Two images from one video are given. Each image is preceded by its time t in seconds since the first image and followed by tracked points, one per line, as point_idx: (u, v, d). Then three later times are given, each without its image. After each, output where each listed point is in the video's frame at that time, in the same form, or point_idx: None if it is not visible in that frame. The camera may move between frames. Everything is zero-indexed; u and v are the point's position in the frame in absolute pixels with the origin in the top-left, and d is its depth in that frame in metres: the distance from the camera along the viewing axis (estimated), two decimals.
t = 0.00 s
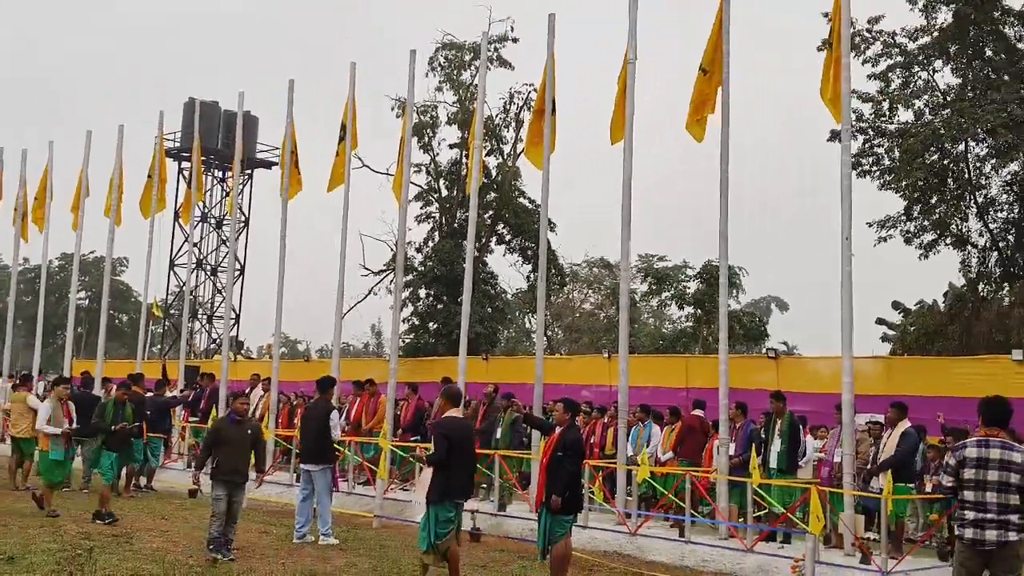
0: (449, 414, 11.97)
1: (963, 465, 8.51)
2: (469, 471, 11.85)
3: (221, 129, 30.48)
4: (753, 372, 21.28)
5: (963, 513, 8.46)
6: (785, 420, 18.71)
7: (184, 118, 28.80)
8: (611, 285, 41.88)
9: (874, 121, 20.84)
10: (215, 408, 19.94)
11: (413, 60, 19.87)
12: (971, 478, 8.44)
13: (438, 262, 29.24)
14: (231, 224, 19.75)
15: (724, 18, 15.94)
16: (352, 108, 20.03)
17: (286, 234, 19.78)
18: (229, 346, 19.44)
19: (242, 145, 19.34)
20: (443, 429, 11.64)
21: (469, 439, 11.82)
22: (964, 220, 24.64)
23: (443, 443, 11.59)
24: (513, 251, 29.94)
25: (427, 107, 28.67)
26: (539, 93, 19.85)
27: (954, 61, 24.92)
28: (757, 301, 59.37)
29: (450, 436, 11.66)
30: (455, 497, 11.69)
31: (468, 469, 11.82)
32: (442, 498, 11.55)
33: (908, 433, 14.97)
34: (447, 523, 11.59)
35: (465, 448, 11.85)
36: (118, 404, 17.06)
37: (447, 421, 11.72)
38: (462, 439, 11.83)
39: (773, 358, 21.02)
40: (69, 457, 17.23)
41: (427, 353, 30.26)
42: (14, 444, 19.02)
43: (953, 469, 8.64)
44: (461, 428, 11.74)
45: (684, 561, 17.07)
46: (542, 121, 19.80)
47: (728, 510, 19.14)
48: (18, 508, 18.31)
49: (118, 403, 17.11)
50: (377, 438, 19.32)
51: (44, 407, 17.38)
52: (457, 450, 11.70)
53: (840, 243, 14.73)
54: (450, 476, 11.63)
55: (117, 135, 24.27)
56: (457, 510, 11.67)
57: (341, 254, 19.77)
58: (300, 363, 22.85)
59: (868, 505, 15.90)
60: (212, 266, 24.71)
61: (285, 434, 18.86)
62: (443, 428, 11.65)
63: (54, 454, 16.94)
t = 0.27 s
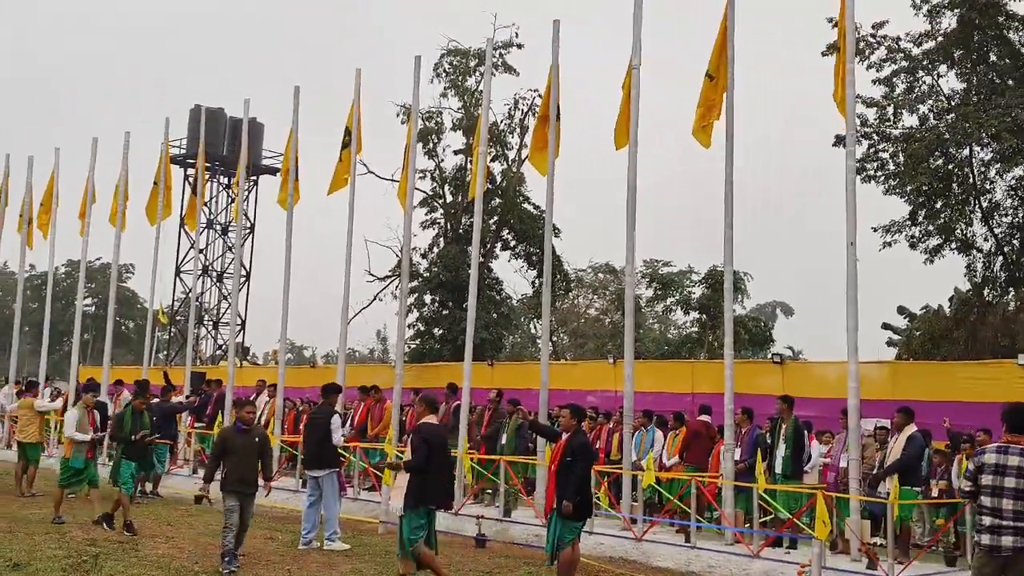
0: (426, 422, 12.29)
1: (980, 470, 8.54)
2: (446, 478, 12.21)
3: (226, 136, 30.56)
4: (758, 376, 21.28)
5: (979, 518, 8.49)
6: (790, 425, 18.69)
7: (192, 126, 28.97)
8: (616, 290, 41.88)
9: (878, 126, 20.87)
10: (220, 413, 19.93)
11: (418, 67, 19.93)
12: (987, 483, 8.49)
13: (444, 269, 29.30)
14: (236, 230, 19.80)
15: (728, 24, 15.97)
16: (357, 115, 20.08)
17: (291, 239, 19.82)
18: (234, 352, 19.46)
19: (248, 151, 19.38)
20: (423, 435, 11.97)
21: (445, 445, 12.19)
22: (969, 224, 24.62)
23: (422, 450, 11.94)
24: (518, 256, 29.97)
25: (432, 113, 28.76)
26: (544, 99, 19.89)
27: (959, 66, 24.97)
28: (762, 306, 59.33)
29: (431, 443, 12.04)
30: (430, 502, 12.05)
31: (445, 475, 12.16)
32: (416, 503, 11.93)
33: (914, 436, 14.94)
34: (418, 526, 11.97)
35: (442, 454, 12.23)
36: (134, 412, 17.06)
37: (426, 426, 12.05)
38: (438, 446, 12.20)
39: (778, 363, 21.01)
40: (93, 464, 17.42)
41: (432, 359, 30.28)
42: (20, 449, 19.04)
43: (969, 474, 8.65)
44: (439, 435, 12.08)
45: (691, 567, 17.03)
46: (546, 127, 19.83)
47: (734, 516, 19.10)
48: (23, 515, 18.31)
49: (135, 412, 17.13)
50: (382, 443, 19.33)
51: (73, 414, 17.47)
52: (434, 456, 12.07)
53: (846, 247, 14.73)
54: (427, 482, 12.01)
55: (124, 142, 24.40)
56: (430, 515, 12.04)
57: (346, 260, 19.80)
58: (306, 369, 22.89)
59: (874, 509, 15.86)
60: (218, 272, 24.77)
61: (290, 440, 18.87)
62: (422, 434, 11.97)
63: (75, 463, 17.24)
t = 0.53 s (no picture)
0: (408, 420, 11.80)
1: (993, 470, 8.57)
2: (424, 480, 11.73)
3: (235, 138, 30.65)
4: (767, 377, 21.26)
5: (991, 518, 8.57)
6: (799, 426, 18.65)
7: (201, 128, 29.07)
8: (624, 291, 41.86)
9: (886, 125, 20.83)
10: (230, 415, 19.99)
11: (425, 68, 19.95)
12: (1000, 483, 8.52)
13: (452, 271, 29.36)
14: (245, 232, 19.84)
15: (736, 24, 15.97)
16: (364, 116, 20.10)
17: (300, 242, 19.86)
18: (244, 355, 19.51)
19: (256, 153, 19.41)
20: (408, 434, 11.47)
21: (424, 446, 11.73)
22: (979, 224, 24.56)
23: (404, 448, 11.42)
24: (526, 258, 30.00)
25: (440, 114, 28.80)
26: (551, 100, 19.89)
27: (967, 66, 24.91)
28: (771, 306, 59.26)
29: (414, 442, 11.52)
30: (407, 502, 11.52)
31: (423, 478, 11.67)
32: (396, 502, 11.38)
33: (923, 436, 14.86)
34: (391, 526, 11.44)
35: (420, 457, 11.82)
36: (158, 412, 15.74)
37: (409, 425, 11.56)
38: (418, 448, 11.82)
39: (787, 363, 20.98)
40: (124, 465, 16.75)
41: (440, 360, 30.31)
42: (31, 451, 19.12)
43: (982, 474, 8.67)
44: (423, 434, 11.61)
45: (700, 568, 17.01)
46: (553, 128, 19.84)
47: (743, 517, 19.09)
48: (34, 517, 18.39)
49: (158, 411, 15.81)
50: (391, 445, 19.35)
51: (105, 414, 16.54)
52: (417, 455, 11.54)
53: (855, 248, 14.71)
54: (407, 481, 11.46)
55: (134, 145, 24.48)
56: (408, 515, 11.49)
57: (355, 261, 19.84)
58: (315, 371, 22.94)
59: (884, 510, 15.84)
60: (226, 274, 24.85)
61: (300, 442, 18.91)
62: (407, 433, 11.48)
63: (108, 464, 16.37)
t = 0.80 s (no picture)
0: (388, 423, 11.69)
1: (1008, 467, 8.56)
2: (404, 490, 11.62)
3: (246, 138, 30.71)
4: (779, 375, 21.22)
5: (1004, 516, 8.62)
6: (811, 424, 18.59)
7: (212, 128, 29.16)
8: (635, 289, 41.82)
9: (898, 122, 20.76)
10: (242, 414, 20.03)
11: (436, 66, 19.96)
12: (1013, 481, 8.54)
13: (463, 269, 29.38)
14: (256, 232, 19.87)
15: (748, 22, 15.93)
16: (375, 115, 20.12)
17: (312, 241, 19.89)
18: (255, 354, 19.55)
19: (267, 152, 19.44)
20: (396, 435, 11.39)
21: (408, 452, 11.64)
22: (991, 221, 24.47)
23: (384, 451, 11.31)
24: (537, 256, 29.99)
25: (450, 113, 28.81)
26: (562, 98, 19.88)
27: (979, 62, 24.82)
28: (782, 303, 59.14)
29: (394, 443, 11.40)
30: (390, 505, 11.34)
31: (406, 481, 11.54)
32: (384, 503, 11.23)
33: (935, 430, 14.88)
34: (377, 528, 11.26)
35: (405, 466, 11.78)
36: (188, 417, 15.53)
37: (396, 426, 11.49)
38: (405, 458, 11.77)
39: (800, 361, 20.93)
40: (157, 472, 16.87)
41: (452, 359, 30.31)
42: (45, 450, 19.20)
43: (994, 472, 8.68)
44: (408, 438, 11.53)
45: (713, 566, 16.98)
46: (564, 126, 19.83)
47: (756, 515, 19.05)
48: (48, 517, 18.46)
49: (187, 415, 15.57)
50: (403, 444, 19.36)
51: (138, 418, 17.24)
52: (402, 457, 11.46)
53: (867, 245, 14.66)
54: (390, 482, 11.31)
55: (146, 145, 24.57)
56: (391, 517, 11.30)
57: (366, 260, 19.86)
58: (326, 370, 22.97)
59: (898, 508, 15.77)
60: (238, 273, 24.91)
61: (312, 441, 18.94)
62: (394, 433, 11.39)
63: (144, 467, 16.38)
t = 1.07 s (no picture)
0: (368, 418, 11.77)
1: None
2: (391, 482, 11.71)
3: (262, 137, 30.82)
4: (796, 372, 21.17)
5: None
6: (828, 422, 18.52)
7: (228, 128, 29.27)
8: (651, 287, 41.77)
9: (915, 118, 20.66)
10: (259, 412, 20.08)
11: (451, 65, 19.97)
12: None
13: (478, 268, 29.40)
14: (272, 231, 19.91)
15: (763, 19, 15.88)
16: (390, 114, 20.15)
17: (327, 240, 19.93)
18: (271, 352, 19.60)
19: (282, 152, 19.49)
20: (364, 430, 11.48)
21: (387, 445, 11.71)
22: (1009, 217, 24.31)
23: (361, 445, 11.38)
24: (552, 254, 29.96)
25: (465, 111, 28.83)
26: (577, 96, 19.86)
27: (995, 58, 24.67)
28: (798, 300, 58.93)
29: (370, 438, 11.48)
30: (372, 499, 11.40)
31: (386, 474, 11.59)
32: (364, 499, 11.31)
33: (952, 428, 14.86)
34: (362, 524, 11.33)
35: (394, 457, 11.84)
36: (224, 416, 15.76)
37: (366, 422, 11.57)
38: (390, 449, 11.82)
39: (816, 358, 20.87)
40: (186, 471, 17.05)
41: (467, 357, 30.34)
42: (64, 449, 19.31)
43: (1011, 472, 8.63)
44: (382, 431, 11.59)
45: (729, 564, 16.94)
46: (579, 125, 19.81)
47: (773, 512, 18.98)
48: (67, 515, 18.56)
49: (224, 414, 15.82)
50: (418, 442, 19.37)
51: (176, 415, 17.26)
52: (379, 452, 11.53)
53: (884, 242, 14.60)
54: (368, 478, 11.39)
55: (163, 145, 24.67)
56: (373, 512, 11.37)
57: (382, 259, 19.89)
58: (342, 368, 23.02)
59: (915, 506, 15.69)
60: (254, 272, 25.00)
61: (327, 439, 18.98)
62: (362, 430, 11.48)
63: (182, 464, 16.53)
